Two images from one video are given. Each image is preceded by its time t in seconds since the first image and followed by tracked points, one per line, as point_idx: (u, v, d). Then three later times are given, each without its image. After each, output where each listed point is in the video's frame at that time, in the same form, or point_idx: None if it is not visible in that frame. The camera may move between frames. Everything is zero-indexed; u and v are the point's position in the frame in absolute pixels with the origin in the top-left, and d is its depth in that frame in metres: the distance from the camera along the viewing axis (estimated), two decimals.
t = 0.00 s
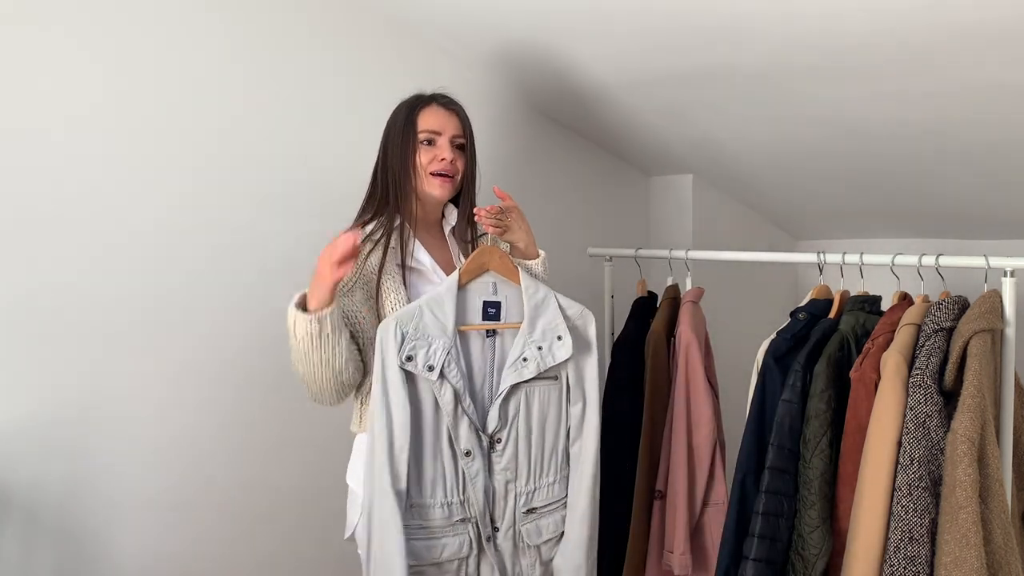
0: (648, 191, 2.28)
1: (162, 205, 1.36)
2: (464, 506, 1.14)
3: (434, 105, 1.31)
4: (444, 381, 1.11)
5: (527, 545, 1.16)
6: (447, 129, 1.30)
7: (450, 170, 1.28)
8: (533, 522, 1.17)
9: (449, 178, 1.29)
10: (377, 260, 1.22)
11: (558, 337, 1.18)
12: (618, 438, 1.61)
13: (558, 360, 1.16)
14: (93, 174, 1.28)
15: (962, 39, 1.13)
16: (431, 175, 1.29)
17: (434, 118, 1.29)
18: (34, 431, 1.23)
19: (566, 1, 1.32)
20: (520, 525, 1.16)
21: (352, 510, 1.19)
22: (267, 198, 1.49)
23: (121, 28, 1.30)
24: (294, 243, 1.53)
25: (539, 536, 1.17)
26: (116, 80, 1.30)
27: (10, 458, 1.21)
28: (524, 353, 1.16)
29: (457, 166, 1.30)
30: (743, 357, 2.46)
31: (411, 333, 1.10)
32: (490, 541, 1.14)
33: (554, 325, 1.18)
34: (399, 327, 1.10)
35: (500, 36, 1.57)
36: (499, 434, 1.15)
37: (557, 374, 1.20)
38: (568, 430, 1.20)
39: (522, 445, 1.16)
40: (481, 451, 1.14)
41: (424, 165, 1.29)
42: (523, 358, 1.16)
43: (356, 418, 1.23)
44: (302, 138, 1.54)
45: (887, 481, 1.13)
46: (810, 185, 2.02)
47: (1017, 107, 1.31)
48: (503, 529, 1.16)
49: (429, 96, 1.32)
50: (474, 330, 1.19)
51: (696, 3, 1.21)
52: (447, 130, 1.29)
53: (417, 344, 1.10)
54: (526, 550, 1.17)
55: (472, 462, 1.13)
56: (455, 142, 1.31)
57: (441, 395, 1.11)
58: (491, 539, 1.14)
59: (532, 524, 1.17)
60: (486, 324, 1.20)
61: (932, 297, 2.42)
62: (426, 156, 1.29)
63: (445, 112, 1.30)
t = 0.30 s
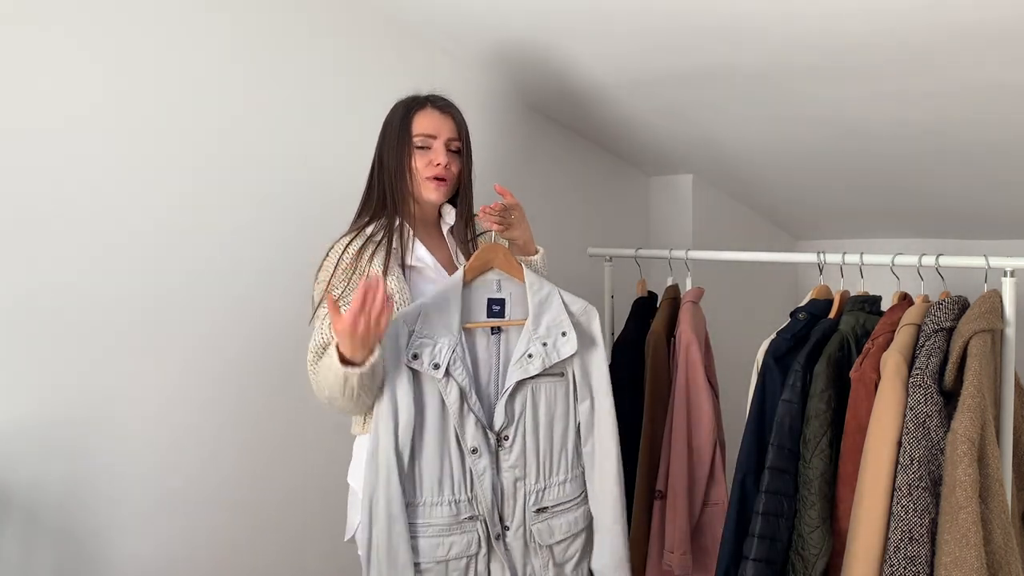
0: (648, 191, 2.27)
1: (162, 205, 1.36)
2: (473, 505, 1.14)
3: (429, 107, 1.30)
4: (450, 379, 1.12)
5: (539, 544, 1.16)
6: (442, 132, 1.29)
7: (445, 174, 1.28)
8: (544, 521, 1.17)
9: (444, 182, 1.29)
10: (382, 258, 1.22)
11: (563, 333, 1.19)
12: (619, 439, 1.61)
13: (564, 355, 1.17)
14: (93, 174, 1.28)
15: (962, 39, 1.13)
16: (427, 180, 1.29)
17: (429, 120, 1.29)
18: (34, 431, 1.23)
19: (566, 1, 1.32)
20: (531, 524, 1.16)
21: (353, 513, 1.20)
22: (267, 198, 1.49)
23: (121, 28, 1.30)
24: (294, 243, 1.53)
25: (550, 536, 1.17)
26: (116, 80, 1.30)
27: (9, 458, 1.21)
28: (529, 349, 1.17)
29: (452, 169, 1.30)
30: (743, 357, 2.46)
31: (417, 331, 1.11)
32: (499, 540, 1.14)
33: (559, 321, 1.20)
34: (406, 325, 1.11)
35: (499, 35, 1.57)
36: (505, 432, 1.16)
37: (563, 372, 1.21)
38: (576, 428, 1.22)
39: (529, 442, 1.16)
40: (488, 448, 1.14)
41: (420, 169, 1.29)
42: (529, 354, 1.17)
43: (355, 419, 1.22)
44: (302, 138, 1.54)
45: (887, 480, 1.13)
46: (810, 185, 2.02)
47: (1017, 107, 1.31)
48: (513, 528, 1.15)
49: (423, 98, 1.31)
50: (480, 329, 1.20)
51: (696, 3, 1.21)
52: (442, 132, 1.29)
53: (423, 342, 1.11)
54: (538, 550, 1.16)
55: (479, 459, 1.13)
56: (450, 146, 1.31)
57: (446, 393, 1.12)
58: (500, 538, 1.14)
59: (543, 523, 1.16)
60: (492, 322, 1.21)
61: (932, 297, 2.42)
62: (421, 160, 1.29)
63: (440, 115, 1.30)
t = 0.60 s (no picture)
0: (648, 191, 2.27)
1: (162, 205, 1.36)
2: (480, 513, 1.13)
3: (419, 106, 1.30)
4: (464, 389, 1.11)
5: (545, 557, 1.14)
6: (432, 130, 1.29)
7: (436, 173, 1.27)
8: (552, 534, 1.14)
9: (438, 181, 1.28)
10: (382, 260, 1.22)
11: (579, 344, 1.17)
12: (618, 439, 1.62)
13: (580, 367, 1.15)
14: (93, 174, 1.28)
15: (962, 38, 1.13)
16: (419, 180, 1.28)
17: (418, 119, 1.29)
18: (34, 431, 1.23)
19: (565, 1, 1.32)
20: (537, 536, 1.14)
21: (353, 511, 1.20)
22: (267, 197, 1.49)
23: (122, 28, 1.30)
24: (294, 243, 1.53)
25: (558, 549, 1.15)
26: (116, 80, 1.30)
27: (9, 458, 1.21)
28: (545, 360, 1.15)
29: (444, 168, 1.29)
30: (743, 357, 2.46)
31: (432, 338, 1.10)
32: (505, 548, 1.13)
33: (576, 332, 1.17)
34: (421, 332, 1.10)
35: (499, 35, 1.56)
36: (517, 442, 1.14)
37: (580, 384, 1.18)
38: (592, 441, 1.18)
39: (540, 453, 1.14)
40: (498, 458, 1.13)
41: (412, 171, 1.29)
42: (544, 365, 1.15)
43: (355, 418, 1.23)
44: (301, 138, 1.54)
45: (887, 480, 1.13)
46: (811, 185, 2.02)
47: (1017, 107, 1.31)
48: (519, 538, 1.14)
49: (412, 98, 1.31)
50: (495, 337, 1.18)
51: (696, 3, 1.21)
52: (431, 131, 1.28)
53: (437, 350, 1.10)
54: (544, 562, 1.14)
55: (488, 469, 1.12)
56: (442, 144, 1.30)
57: (460, 402, 1.11)
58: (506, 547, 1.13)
59: (550, 536, 1.14)
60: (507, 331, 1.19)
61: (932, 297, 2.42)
62: (412, 161, 1.29)
63: (429, 113, 1.29)
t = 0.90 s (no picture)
0: (648, 192, 2.27)
1: (163, 205, 1.36)
2: (489, 518, 1.13)
3: (421, 107, 1.30)
4: (460, 391, 1.11)
5: (560, 560, 1.14)
6: (432, 133, 1.28)
7: (436, 176, 1.27)
8: (565, 536, 1.14)
9: (437, 184, 1.29)
10: (376, 260, 1.22)
11: (576, 341, 1.16)
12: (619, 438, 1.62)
13: (577, 364, 1.15)
14: (93, 174, 1.28)
15: (962, 38, 1.13)
16: (419, 182, 1.28)
17: (419, 121, 1.28)
18: (34, 432, 1.23)
19: (566, 1, 1.32)
20: (550, 539, 1.13)
21: (353, 510, 1.20)
22: (267, 197, 1.49)
23: (122, 28, 1.30)
24: (295, 241, 1.53)
25: (572, 552, 1.14)
26: (116, 80, 1.30)
27: (10, 458, 1.21)
28: (542, 359, 1.15)
29: (445, 170, 1.29)
30: (742, 357, 2.46)
31: (423, 342, 1.10)
32: (518, 555, 1.13)
33: (573, 329, 1.17)
34: (412, 337, 1.10)
35: (500, 35, 1.56)
36: (520, 444, 1.14)
37: (580, 380, 1.18)
38: (597, 439, 1.18)
39: (545, 455, 1.14)
40: (502, 461, 1.13)
41: (412, 173, 1.29)
42: (541, 363, 1.15)
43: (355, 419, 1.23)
44: (301, 138, 1.54)
45: (887, 481, 1.13)
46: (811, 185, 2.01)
47: (1018, 107, 1.31)
48: (532, 543, 1.14)
49: (415, 99, 1.31)
50: (489, 338, 1.18)
51: (696, 3, 1.21)
52: (433, 133, 1.28)
53: (430, 354, 1.11)
54: (559, 565, 1.14)
55: (492, 472, 1.11)
56: (442, 146, 1.30)
57: (457, 405, 1.11)
58: (519, 553, 1.13)
59: (564, 539, 1.14)
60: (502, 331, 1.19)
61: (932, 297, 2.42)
62: (412, 163, 1.29)
63: (430, 115, 1.29)
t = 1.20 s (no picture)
0: (648, 192, 2.27)
1: (163, 205, 1.36)
2: (482, 523, 1.12)
3: (422, 107, 1.30)
4: (458, 393, 1.11)
5: (553, 570, 1.13)
6: (434, 132, 1.28)
7: (437, 174, 1.27)
8: (559, 546, 1.14)
9: (439, 181, 1.28)
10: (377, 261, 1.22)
11: (577, 348, 1.16)
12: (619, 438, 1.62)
13: (578, 371, 1.15)
14: (93, 174, 1.28)
15: (962, 38, 1.14)
16: (421, 181, 1.28)
17: (420, 121, 1.29)
18: (35, 432, 1.23)
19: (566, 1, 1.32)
20: (543, 548, 1.13)
21: (351, 510, 1.20)
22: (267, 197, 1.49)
23: (122, 28, 1.30)
24: (296, 240, 1.53)
25: (566, 562, 1.14)
26: (116, 80, 1.30)
27: (10, 458, 1.21)
28: (543, 365, 1.15)
29: (446, 169, 1.29)
30: (742, 357, 2.46)
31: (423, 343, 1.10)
32: (510, 562, 1.13)
33: (574, 337, 1.16)
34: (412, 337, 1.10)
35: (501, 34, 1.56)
36: (517, 449, 1.14)
37: (581, 389, 1.17)
38: (596, 450, 1.17)
39: (542, 461, 1.14)
40: (498, 466, 1.13)
41: (413, 171, 1.29)
42: (542, 369, 1.15)
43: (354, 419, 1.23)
44: (302, 138, 1.54)
45: (886, 481, 1.13)
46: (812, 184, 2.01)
47: (1018, 107, 1.31)
48: (526, 550, 1.13)
49: (415, 99, 1.31)
50: (491, 342, 1.18)
51: (696, 3, 1.21)
52: (434, 133, 1.28)
53: (430, 355, 1.10)
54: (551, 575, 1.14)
55: (487, 476, 1.11)
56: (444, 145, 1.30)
57: (455, 407, 1.11)
58: (510, 560, 1.13)
59: (557, 548, 1.13)
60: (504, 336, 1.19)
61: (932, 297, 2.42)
62: (413, 162, 1.29)
63: (431, 115, 1.29)
